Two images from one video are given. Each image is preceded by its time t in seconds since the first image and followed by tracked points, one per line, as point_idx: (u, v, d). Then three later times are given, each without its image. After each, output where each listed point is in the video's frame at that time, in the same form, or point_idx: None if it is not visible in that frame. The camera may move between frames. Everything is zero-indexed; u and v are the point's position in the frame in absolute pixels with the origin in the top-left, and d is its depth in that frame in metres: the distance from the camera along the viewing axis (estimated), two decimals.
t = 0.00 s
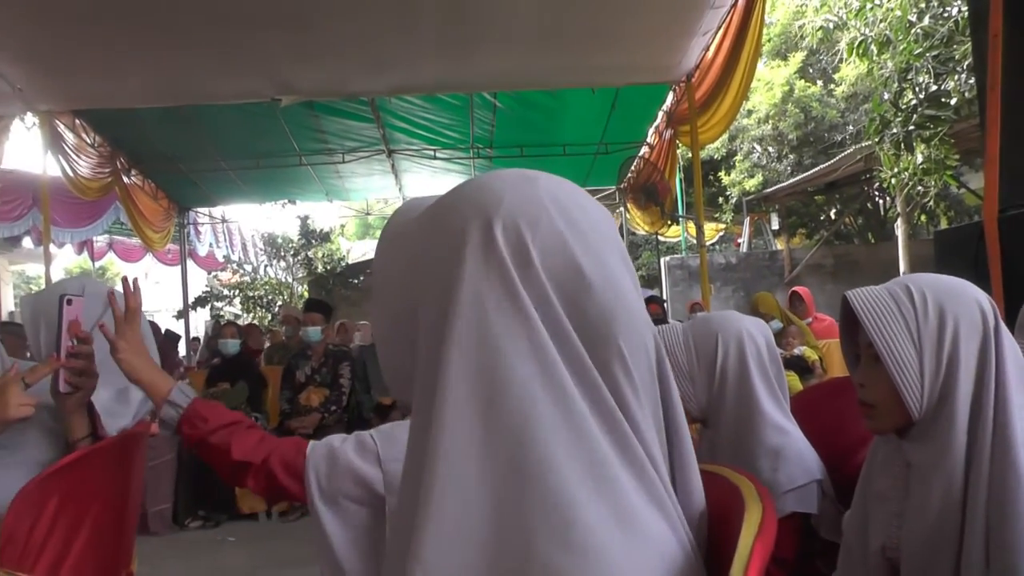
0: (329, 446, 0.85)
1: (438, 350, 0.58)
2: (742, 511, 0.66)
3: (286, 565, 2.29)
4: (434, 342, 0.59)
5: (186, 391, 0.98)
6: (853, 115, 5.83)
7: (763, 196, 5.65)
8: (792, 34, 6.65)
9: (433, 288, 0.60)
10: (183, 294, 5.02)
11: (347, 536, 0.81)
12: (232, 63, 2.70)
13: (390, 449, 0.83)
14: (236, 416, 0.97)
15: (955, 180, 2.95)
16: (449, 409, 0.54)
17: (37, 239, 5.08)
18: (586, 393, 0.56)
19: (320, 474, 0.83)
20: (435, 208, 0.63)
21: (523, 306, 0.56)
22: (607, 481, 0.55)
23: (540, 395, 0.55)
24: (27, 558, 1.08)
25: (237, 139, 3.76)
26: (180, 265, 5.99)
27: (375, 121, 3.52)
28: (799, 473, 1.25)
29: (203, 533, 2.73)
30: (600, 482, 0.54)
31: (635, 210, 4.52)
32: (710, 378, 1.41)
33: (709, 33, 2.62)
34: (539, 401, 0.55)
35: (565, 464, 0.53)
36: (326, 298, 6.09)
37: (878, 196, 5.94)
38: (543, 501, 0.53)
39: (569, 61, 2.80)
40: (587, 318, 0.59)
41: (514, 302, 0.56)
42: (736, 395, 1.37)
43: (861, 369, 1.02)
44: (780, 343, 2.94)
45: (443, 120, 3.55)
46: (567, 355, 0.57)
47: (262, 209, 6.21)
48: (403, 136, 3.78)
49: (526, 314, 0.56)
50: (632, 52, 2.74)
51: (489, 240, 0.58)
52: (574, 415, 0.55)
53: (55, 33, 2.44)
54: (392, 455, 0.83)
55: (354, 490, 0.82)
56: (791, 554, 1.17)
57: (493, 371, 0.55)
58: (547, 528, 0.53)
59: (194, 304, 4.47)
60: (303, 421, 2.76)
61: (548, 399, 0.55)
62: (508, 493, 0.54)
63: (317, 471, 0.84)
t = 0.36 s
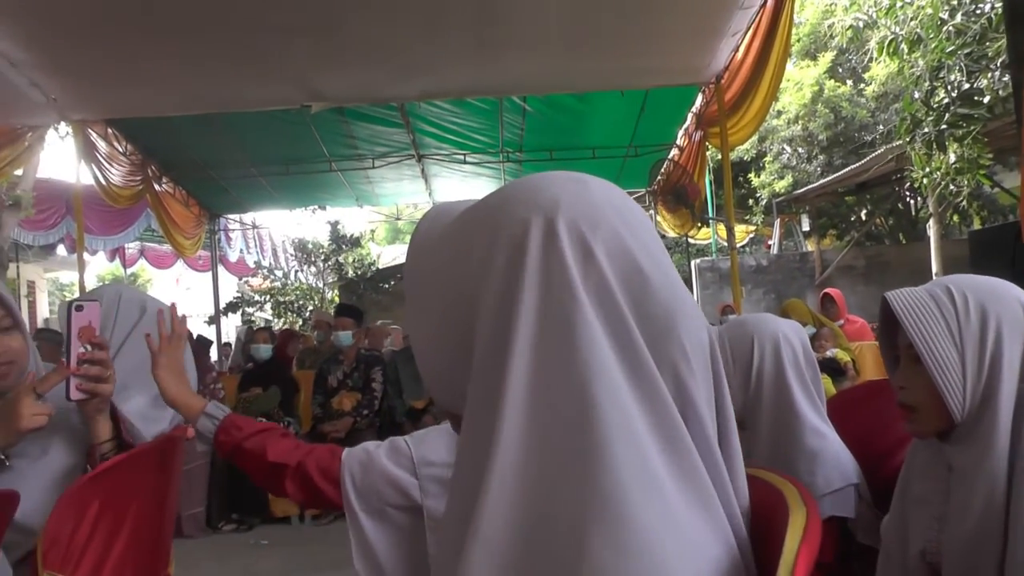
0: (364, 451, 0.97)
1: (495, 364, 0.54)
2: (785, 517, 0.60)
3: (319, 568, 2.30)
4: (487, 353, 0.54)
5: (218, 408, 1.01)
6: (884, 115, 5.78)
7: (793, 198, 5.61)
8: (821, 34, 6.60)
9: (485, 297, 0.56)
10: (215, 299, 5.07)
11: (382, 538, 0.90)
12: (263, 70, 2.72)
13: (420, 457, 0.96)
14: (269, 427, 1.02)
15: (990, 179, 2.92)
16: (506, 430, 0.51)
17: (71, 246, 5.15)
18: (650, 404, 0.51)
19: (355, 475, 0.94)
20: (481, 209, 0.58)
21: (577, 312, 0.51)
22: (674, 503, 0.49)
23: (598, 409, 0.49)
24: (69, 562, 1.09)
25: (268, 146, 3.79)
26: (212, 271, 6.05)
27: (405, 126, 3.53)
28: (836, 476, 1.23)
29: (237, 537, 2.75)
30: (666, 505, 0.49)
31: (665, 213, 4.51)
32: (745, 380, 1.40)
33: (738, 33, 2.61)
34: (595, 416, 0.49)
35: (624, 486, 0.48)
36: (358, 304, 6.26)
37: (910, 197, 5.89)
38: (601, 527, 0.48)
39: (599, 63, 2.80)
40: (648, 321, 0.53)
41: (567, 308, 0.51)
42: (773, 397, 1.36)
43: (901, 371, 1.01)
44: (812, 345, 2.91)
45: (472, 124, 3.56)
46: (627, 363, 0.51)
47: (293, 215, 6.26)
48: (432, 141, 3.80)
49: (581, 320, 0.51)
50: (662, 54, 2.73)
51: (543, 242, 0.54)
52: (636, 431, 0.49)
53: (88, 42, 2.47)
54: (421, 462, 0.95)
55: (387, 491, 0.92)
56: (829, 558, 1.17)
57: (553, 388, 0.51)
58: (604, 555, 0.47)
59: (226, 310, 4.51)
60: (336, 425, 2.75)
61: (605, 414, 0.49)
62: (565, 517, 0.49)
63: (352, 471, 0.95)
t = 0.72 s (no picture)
0: (401, 449, 0.97)
1: (553, 364, 0.51)
2: (830, 518, 0.59)
3: (349, 567, 2.30)
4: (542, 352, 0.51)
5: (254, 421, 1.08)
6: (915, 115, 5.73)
7: (823, 199, 5.57)
8: (852, 32, 6.55)
9: (534, 287, 0.53)
10: (244, 300, 5.11)
11: (419, 541, 0.91)
12: (293, 71, 2.74)
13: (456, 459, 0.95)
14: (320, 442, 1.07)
15: None
16: (572, 428, 0.49)
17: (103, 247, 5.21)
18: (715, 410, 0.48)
19: (391, 473, 0.95)
20: (535, 197, 0.55)
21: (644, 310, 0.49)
22: (734, 513, 0.47)
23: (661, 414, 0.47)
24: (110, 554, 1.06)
25: (298, 147, 3.81)
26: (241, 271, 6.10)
27: (434, 127, 3.54)
28: (871, 477, 1.23)
29: (267, 535, 2.77)
30: (728, 513, 0.46)
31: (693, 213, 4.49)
32: (779, 381, 1.38)
33: (769, 33, 2.59)
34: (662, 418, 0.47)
35: (689, 493, 0.46)
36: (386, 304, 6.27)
37: (942, 197, 5.83)
38: (663, 532, 0.45)
39: (628, 64, 2.79)
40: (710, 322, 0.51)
41: (632, 305, 0.49)
42: (806, 404, 1.34)
43: (941, 372, 1.01)
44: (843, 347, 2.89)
45: (502, 124, 3.56)
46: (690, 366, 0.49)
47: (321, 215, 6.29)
48: (461, 142, 3.80)
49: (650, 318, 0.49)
50: (691, 54, 2.72)
51: (605, 237, 0.51)
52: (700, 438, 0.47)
53: (123, 45, 2.50)
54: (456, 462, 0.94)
55: (422, 490, 0.94)
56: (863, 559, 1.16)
57: (613, 389, 0.49)
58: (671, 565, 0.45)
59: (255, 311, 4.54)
60: (367, 424, 2.79)
61: (672, 418, 0.47)
62: (622, 523, 0.47)
63: (388, 472, 0.96)
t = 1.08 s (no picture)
0: (435, 460, 0.91)
1: (616, 361, 0.51)
2: (878, 516, 0.58)
3: (380, 564, 2.31)
4: (606, 348, 0.51)
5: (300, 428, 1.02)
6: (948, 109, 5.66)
7: (854, 196, 5.52)
8: (884, 27, 6.48)
9: (596, 281, 0.52)
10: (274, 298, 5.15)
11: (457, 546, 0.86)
12: (322, 71, 2.75)
13: (494, 465, 0.88)
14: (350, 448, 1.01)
15: None
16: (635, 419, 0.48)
17: (134, 247, 5.27)
18: (780, 417, 0.48)
19: (426, 485, 0.90)
20: (600, 187, 0.54)
21: (712, 311, 0.48)
22: (795, 526, 0.46)
23: (726, 421, 0.46)
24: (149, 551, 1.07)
25: (329, 147, 3.84)
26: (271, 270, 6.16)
27: (464, 125, 3.55)
28: (910, 477, 1.23)
29: (299, 532, 2.79)
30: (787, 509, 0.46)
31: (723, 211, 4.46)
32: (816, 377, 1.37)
33: (799, 28, 2.57)
34: (727, 424, 0.46)
35: (749, 502, 0.45)
36: (417, 302, 6.38)
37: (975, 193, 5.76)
38: (726, 525, 0.44)
39: (658, 60, 2.78)
40: (778, 329, 0.49)
41: (699, 299, 0.49)
42: (844, 402, 1.33)
43: (969, 372, 0.97)
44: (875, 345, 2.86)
45: (531, 122, 3.56)
46: (757, 372, 0.48)
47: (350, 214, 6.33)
48: (492, 140, 3.81)
49: (718, 318, 0.48)
50: (721, 50, 2.71)
51: (673, 233, 0.50)
52: (764, 447, 0.46)
53: (156, 47, 2.53)
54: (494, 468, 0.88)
55: (459, 500, 0.88)
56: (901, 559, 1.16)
57: (680, 388, 0.48)
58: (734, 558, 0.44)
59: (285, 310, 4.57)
60: (398, 423, 2.84)
61: (736, 424, 0.46)
62: (682, 514, 0.46)
63: (424, 484, 0.90)
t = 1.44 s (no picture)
0: (471, 480, 0.86)
1: (669, 349, 0.51)
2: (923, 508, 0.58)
3: (416, 559, 2.33)
4: (659, 337, 0.51)
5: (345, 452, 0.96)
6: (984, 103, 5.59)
7: (888, 190, 5.47)
8: (918, 19, 6.41)
9: (648, 269, 0.53)
10: (307, 295, 5.19)
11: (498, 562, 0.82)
12: (356, 70, 2.77)
13: (530, 476, 0.84)
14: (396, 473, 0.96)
15: None
16: (690, 401, 0.49)
17: (169, 244, 5.33)
18: (831, 411, 0.48)
19: (467, 509, 0.84)
20: (657, 178, 0.55)
21: (765, 303, 0.48)
22: (845, 513, 0.46)
23: (776, 412, 0.46)
24: (191, 542, 1.09)
25: (363, 144, 3.86)
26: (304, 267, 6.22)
27: (496, 122, 3.56)
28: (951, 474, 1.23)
29: (334, 526, 2.81)
30: (840, 496, 0.46)
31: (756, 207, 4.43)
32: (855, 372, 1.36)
33: (833, 21, 2.55)
34: (776, 414, 0.46)
35: (795, 492, 0.45)
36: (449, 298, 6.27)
37: (1012, 187, 5.68)
38: (775, 509, 0.45)
39: (690, 56, 2.77)
40: (831, 326, 0.50)
41: (754, 286, 0.49)
42: (883, 399, 1.33)
43: (941, 369, 1.08)
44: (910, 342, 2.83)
45: (563, 119, 3.56)
46: (809, 367, 0.48)
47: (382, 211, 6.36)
48: (524, 137, 3.81)
49: (770, 309, 0.48)
50: (753, 45, 2.69)
51: (729, 225, 0.51)
52: (813, 441, 0.47)
53: (193, 47, 2.56)
54: (531, 479, 0.83)
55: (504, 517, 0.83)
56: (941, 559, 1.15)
57: (733, 376, 0.49)
58: (785, 542, 0.44)
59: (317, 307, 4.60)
60: (432, 419, 2.83)
61: (789, 412, 0.46)
62: (731, 497, 0.47)
63: (464, 507, 0.85)
